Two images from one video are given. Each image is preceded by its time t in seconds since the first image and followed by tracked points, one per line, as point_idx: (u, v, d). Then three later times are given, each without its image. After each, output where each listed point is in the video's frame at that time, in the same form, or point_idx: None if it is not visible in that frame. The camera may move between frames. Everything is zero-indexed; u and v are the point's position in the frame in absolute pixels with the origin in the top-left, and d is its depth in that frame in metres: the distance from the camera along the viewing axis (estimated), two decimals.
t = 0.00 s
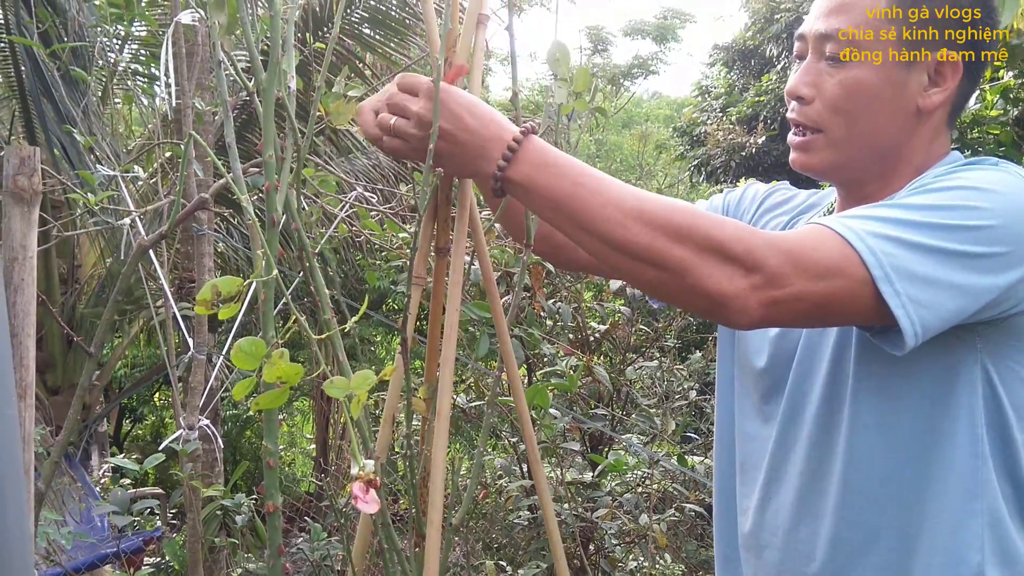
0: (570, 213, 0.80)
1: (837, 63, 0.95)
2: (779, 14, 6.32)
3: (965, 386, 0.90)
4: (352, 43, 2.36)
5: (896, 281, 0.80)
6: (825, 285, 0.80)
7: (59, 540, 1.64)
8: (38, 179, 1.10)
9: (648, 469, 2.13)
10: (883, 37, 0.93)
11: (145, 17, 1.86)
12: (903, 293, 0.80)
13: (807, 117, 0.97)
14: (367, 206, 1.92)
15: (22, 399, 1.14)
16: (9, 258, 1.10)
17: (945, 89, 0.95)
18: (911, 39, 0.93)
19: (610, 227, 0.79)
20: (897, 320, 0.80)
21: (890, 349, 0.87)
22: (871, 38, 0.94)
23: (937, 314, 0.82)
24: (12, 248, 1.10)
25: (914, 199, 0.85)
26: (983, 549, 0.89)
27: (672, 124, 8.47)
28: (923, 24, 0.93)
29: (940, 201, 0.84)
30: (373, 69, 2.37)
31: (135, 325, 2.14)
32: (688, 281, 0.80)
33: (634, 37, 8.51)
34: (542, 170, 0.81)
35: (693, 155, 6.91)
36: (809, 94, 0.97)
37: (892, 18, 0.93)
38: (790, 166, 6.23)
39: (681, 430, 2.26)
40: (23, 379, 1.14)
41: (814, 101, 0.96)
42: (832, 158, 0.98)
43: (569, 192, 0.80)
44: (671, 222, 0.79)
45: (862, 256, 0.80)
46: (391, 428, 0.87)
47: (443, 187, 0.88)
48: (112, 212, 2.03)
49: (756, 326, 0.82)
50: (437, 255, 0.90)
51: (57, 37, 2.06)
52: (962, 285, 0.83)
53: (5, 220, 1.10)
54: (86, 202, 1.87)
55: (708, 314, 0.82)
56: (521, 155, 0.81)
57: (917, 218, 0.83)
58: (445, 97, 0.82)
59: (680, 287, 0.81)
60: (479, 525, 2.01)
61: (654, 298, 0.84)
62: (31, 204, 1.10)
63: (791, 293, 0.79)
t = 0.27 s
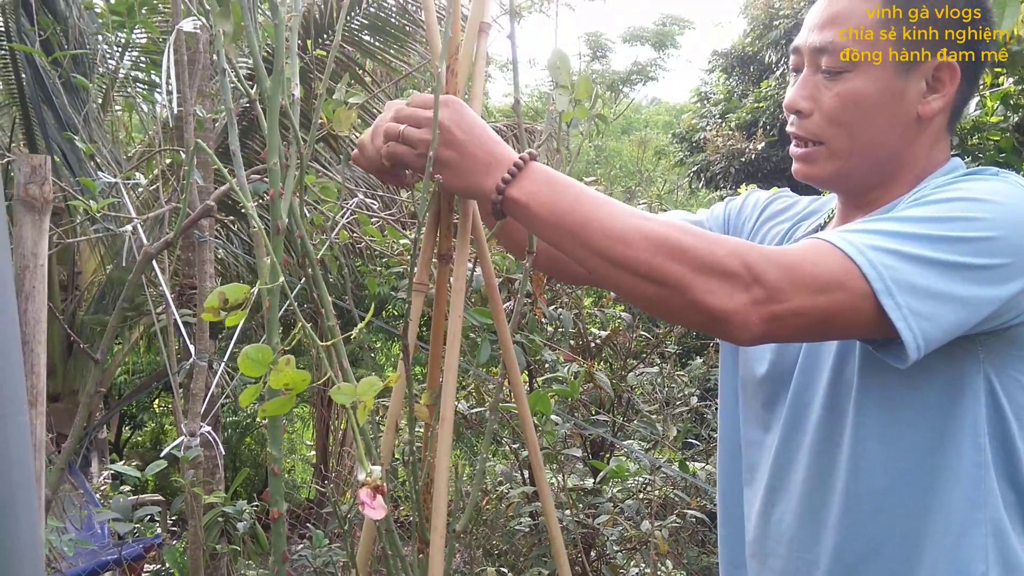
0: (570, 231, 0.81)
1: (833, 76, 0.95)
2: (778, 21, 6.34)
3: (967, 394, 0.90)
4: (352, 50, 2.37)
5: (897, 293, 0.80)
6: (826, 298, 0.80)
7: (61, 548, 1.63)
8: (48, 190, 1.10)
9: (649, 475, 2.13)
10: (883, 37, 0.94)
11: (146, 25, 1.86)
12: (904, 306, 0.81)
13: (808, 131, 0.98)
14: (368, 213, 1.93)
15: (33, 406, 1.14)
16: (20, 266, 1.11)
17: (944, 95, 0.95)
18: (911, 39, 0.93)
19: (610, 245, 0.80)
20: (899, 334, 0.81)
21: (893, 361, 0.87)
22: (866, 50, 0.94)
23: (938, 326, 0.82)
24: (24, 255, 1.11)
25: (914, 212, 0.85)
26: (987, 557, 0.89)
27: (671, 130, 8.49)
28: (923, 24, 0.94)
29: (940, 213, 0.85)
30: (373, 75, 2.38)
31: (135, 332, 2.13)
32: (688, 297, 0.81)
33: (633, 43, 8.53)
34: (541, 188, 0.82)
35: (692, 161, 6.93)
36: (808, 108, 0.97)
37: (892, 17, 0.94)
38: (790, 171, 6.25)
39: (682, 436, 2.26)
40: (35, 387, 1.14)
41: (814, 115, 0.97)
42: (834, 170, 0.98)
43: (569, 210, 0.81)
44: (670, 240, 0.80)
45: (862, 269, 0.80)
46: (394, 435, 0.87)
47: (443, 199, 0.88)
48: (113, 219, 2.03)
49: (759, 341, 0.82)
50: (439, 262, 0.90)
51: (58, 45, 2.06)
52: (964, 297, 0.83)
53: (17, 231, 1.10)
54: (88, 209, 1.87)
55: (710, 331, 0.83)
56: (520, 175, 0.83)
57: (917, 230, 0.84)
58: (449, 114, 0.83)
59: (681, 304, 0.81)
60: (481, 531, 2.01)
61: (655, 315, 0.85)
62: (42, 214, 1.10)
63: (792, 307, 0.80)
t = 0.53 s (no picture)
0: (576, 246, 0.82)
1: (827, 82, 0.97)
2: (772, 29, 6.36)
3: (964, 404, 0.92)
4: (348, 58, 2.38)
5: (899, 308, 0.81)
6: (829, 315, 0.81)
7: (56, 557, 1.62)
8: (60, 199, 1.03)
9: (646, 482, 2.13)
10: (883, 37, 0.95)
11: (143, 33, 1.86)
12: (906, 320, 0.81)
13: (801, 137, 0.99)
14: (365, 220, 1.93)
15: (43, 416, 1.09)
16: (32, 275, 1.04)
17: (937, 104, 0.96)
18: (911, 39, 0.94)
19: (616, 260, 0.81)
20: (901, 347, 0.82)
21: (896, 374, 0.88)
22: (859, 58, 0.95)
23: (941, 340, 0.83)
24: (34, 265, 1.04)
25: (913, 226, 0.86)
26: (986, 565, 0.91)
27: (666, 137, 8.52)
28: (923, 24, 0.95)
29: (939, 226, 0.86)
30: (369, 83, 2.40)
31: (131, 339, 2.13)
32: (693, 312, 0.81)
33: (628, 51, 8.55)
34: (546, 204, 0.83)
35: (687, 168, 6.95)
36: (800, 114, 0.99)
37: (891, 18, 0.95)
38: (785, 178, 6.26)
39: (679, 443, 2.27)
40: (45, 396, 1.09)
41: (806, 122, 0.98)
42: (827, 176, 1.00)
43: (574, 225, 0.82)
44: (675, 257, 0.81)
45: (864, 284, 0.81)
46: (396, 442, 0.88)
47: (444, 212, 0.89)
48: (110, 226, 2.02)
49: (763, 358, 0.83)
50: (440, 269, 0.91)
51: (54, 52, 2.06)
52: (965, 309, 0.84)
53: (28, 240, 1.04)
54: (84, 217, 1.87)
55: (715, 347, 0.83)
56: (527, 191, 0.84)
57: (917, 245, 0.85)
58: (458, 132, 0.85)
59: (685, 319, 0.82)
60: (478, 538, 2.00)
61: (659, 332, 0.85)
62: (53, 223, 1.04)
63: (795, 324, 0.80)
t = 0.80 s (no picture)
0: (579, 257, 0.83)
1: (827, 88, 0.98)
2: (765, 37, 6.39)
3: (964, 411, 0.93)
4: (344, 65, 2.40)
5: (902, 319, 0.82)
6: (832, 325, 0.81)
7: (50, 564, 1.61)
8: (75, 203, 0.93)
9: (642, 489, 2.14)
10: (883, 37, 0.96)
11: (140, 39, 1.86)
12: (909, 331, 0.82)
13: (801, 143, 1.00)
14: (362, 226, 1.94)
15: (54, 424, 0.97)
16: (42, 282, 0.93)
17: (935, 111, 0.97)
18: (911, 39, 0.96)
19: (618, 270, 0.82)
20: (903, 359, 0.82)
21: (899, 385, 0.89)
22: (860, 64, 0.96)
23: (942, 350, 0.84)
24: (44, 271, 0.93)
25: (915, 237, 0.87)
26: (985, 573, 0.92)
27: (659, 144, 8.55)
28: (922, 24, 0.97)
29: (940, 237, 0.86)
30: (364, 88, 2.43)
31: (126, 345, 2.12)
32: (696, 324, 0.82)
33: (622, 59, 8.59)
34: (548, 217, 0.85)
35: (680, 175, 6.98)
36: (801, 120, 1.00)
37: (891, 18, 0.97)
38: (778, 186, 6.29)
39: (675, 450, 2.27)
40: (56, 403, 0.97)
41: (806, 127, 0.99)
42: (826, 182, 1.01)
43: (576, 236, 0.83)
44: (677, 268, 0.82)
45: (867, 295, 0.82)
46: (397, 448, 0.88)
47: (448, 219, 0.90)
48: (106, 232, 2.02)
49: (767, 369, 0.83)
50: (443, 274, 0.91)
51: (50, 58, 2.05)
52: (966, 320, 0.85)
53: (36, 244, 0.92)
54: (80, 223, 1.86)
55: (719, 359, 0.84)
56: (530, 204, 0.86)
57: (920, 256, 0.85)
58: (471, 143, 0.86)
59: (688, 331, 0.82)
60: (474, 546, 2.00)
61: (663, 344, 0.85)
62: (66, 228, 0.93)
63: (798, 334, 0.81)
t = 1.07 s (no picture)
0: (592, 270, 0.84)
1: (824, 100, 0.99)
2: (759, 44, 6.42)
3: (969, 420, 0.93)
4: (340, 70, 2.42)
5: (912, 330, 0.83)
6: (840, 337, 0.82)
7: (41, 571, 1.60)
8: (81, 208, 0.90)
9: (637, 495, 2.14)
10: (883, 37, 0.99)
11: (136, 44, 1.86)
12: (919, 343, 0.83)
13: (800, 155, 1.02)
14: (359, 231, 1.94)
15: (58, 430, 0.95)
16: (47, 287, 0.91)
17: (933, 118, 0.99)
18: (910, 39, 1.00)
19: (629, 287, 0.83)
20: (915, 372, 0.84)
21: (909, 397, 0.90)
22: (857, 75, 0.98)
23: (951, 361, 0.85)
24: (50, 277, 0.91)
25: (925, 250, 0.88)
26: None
27: (654, 150, 8.57)
28: (922, 25, 1.01)
29: (946, 249, 0.88)
30: (360, 94, 2.45)
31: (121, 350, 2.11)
32: (709, 338, 0.82)
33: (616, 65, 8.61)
34: (558, 234, 0.86)
35: (675, 182, 7.00)
36: (799, 133, 1.01)
37: (891, 18, 1.00)
38: (772, 193, 6.31)
39: (670, 457, 2.28)
40: (60, 408, 0.94)
41: (805, 139, 1.00)
42: (825, 192, 1.02)
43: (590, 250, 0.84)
44: (689, 283, 0.83)
45: (877, 307, 0.83)
46: (395, 454, 0.87)
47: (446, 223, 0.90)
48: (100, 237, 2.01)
49: (779, 384, 0.83)
50: (442, 281, 0.91)
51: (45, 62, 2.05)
52: (975, 332, 0.86)
53: (42, 249, 0.91)
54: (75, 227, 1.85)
55: (729, 374, 0.84)
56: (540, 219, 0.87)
57: (930, 269, 0.86)
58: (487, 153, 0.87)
59: (701, 345, 0.83)
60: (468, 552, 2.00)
61: (674, 359, 0.86)
62: (72, 233, 0.91)
63: (809, 350, 0.82)
